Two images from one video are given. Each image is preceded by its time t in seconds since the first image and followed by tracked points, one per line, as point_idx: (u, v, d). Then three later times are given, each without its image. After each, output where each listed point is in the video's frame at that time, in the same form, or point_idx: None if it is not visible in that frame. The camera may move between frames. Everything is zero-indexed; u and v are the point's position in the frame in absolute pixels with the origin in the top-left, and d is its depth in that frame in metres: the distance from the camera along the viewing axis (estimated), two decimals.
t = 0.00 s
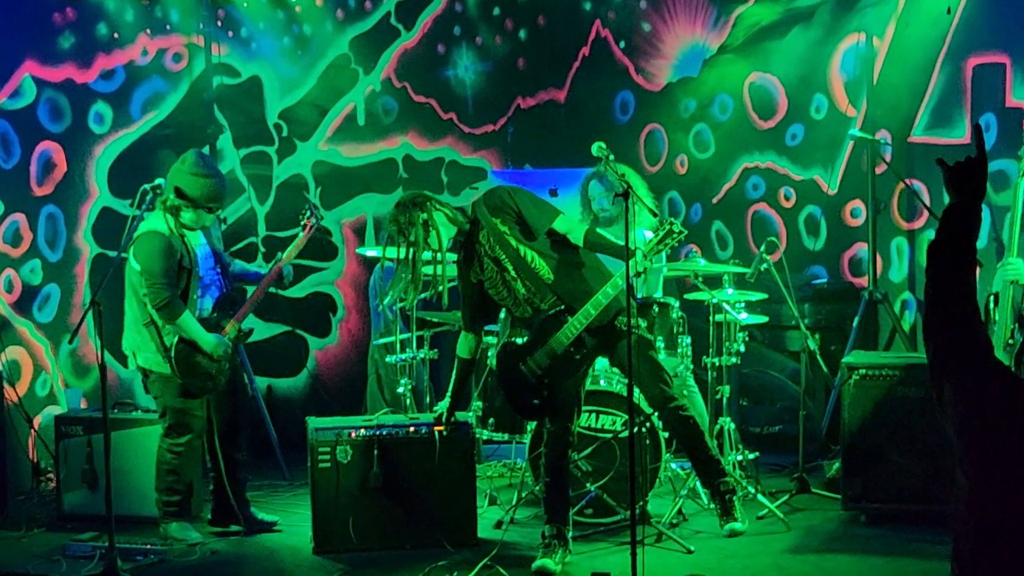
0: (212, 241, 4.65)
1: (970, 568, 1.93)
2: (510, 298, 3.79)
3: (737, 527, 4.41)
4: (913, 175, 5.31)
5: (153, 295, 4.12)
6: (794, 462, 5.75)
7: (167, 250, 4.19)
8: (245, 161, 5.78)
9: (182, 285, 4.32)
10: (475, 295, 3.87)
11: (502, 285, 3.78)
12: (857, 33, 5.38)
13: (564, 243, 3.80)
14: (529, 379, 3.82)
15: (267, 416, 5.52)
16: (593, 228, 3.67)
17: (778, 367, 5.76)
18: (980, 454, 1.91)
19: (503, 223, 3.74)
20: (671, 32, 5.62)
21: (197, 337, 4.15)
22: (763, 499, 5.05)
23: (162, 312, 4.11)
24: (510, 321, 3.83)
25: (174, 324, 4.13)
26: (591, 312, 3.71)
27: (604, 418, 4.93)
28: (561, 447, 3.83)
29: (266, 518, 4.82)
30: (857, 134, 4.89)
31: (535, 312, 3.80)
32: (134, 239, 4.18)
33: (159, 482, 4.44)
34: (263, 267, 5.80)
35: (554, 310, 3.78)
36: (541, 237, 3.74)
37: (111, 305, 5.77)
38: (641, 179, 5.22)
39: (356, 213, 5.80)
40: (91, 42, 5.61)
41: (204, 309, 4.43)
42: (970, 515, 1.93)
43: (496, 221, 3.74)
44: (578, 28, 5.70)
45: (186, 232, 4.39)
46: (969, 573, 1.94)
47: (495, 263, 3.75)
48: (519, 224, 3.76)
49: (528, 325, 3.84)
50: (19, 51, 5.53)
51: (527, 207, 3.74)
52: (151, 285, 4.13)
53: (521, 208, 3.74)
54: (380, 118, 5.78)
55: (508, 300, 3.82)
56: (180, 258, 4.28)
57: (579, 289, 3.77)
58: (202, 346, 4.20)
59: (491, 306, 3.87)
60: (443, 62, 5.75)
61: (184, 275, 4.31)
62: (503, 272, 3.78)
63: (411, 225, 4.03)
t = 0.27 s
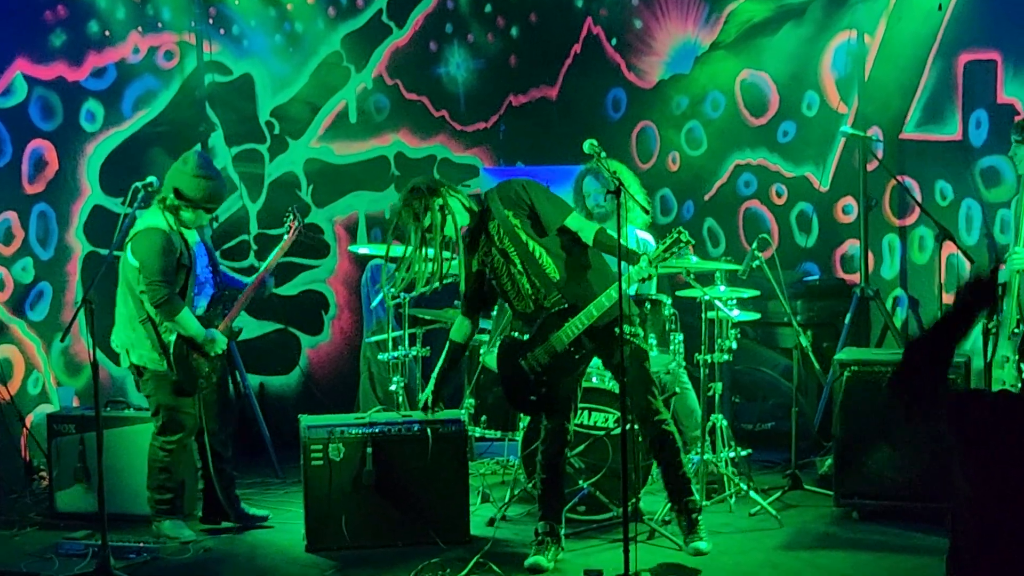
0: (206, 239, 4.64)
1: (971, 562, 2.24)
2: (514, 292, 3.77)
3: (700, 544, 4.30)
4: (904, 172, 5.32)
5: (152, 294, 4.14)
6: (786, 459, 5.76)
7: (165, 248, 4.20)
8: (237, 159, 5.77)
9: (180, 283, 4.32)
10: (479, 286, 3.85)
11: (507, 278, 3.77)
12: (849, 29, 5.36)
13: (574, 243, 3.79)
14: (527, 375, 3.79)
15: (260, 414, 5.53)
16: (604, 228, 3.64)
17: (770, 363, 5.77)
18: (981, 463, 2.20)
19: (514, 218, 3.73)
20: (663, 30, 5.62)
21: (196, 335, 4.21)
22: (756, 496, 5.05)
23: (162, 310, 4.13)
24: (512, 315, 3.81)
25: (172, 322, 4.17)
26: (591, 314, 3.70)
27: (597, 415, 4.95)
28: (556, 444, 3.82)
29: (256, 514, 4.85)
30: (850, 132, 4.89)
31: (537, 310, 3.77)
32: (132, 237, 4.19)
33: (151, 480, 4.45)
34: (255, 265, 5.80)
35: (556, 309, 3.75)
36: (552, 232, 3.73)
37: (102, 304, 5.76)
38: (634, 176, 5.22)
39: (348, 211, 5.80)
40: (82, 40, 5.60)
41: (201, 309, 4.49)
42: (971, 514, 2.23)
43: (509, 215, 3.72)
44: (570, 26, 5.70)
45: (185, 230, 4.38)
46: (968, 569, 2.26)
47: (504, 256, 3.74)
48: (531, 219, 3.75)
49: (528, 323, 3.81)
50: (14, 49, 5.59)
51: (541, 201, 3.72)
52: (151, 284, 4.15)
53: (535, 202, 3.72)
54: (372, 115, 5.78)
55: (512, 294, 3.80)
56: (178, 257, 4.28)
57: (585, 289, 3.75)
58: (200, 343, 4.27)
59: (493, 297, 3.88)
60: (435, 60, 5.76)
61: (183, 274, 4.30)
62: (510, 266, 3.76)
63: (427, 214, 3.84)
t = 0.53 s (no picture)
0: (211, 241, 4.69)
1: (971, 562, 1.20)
2: (525, 283, 3.78)
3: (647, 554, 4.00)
4: (895, 173, 5.34)
5: (156, 289, 4.14)
6: (779, 459, 5.76)
7: (171, 244, 4.21)
8: (229, 160, 5.77)
9: (184, 280, 4.35)
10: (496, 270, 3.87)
11: (522, 270, 3.76)
12: (839, 29, 5.37)
13: (596, 245, 3.77)
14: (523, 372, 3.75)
15: (252, 416, 5.53)
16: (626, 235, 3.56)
17: (762, 364, 5.78)
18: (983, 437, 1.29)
19: (542, 208, 3.70)
20: (654, 30, 5.63)
21: (199, 332, 4.19)
22: (748, 496, 5.05)
23: (164, 305, 4.14)
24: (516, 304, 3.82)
25: (175, 318, 4.17)
26: (592, 319, 3.67)
27: (588, 415, 4.95)
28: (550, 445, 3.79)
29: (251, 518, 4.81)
30: (841, 131, 4.89)
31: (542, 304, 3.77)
32: (140, 233, 4.22)
33: (146, 482, 4.40)
34: (247, 266, 5.79)
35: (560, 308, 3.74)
36: (577, 232, 3.71)
37: (94, 305, 5.76)
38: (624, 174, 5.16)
39: (339, 212, 5.80)
40: (72, 41, 5.59)
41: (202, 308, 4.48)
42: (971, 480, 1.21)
43: (538, 205, 3.71)
44: (561, 26, 5.71)
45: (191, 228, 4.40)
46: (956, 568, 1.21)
47: (523, 244, 3.73)
48: (559, 214, 3.72)
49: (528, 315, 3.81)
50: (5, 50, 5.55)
51: (573, 199, 3.70)
52: (156, 279, 4.15)
53: (565, 199, 3.69)
54: (364, 116, 5.78)
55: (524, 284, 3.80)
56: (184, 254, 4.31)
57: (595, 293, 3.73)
58: (202, 341, 4.24)
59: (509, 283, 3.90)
60: (426, 61, 5.76)
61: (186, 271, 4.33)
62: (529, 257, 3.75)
63: (457, 187, 3.66)
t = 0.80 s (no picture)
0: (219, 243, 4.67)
1: None
2: (550, 278, 3.83)
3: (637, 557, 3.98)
4: (884, 176, 5.37)
5: (168, 284, 4.14)
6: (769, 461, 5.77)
7: (184, 242, 4.21)
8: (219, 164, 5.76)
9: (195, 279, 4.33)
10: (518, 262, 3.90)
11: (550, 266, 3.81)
12: (829, 32, 5.35)
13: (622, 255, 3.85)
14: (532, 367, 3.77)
15: (243, 420, 5.51)
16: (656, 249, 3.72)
17: (752, 366, 5.79)
18: (978, 451, 1.10)
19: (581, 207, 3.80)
20: (643, 33, 5.64)
21: (206, 332, 4.16)
22: (739, 499, 5.04)
23: (175, 301, 4.13)
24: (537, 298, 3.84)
25: (186, 315, 4.14)
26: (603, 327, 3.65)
27: (579, 418, 4.96)
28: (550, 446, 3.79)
29: (241, 523, 4.79)
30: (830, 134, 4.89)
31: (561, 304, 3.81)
32: (154, 229, 4.21)
33: (143, 484, 4.40)
34: (237, 269, 5.76)
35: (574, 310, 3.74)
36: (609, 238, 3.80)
37: (84, 309, 5.74)
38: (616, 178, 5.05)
39: (329, 215, 5.81)
40: (60, 43, 5.44)
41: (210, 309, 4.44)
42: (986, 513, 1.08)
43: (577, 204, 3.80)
44: (551, 28, 5.74)
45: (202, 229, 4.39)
46: None
47: (554, 239, 3.81)
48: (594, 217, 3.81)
49: (540, 311, 3.85)
50: None
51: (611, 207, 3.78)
52: (168, 275, 4.14)
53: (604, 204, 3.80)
54: (354, 119, 5.79)
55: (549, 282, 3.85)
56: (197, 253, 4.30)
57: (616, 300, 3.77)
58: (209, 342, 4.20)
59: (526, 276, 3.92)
60: (417, 64, 5.79)
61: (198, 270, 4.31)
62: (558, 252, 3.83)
63: (503, 168, 3.79)
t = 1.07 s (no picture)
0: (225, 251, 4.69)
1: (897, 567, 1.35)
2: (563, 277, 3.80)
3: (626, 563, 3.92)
4: (874, 182, 5.35)
5: (187, 280, 4.16)
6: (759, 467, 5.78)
7: (201, 241, 4.24)
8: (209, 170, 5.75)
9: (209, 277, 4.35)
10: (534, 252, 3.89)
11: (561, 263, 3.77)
12: (818, 39, 5.36)
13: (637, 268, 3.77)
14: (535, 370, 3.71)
15: (233, 426, 5.51)
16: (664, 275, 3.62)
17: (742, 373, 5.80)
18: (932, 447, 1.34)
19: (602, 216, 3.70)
20: (633, 39, 5.64)
21: (220, 330, 4.20)
22: (729, 505, 5.04)
23: (194, 296, 4.16)
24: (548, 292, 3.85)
25: (202, 311, 4.18)
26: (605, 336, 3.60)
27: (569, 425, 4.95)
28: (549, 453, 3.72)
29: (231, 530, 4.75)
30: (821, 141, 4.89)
31: (568, 306, 3.76)
32: (172, 227, 4.23)
33: (139, 485, 4.34)
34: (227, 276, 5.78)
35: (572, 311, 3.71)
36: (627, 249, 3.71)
37: (73, 316, 5.73)
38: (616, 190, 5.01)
39: (319, 221, 5.80)
40: (52, 51, 5.59)
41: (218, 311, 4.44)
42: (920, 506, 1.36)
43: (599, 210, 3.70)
44: (542, 34, 5.75)
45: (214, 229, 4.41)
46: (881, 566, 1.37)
47: (570, 240, 3.75)
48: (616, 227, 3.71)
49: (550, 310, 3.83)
50: None
51: (631, 215, 3.70)
52: (187, 271, 4.17)
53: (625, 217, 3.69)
54: (344, 125, 5.79)
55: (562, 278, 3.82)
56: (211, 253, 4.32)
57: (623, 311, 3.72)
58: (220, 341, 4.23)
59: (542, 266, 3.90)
60: (406, 70, 5.80)
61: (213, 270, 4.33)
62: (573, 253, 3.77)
63: (531, 157, 3.68)
